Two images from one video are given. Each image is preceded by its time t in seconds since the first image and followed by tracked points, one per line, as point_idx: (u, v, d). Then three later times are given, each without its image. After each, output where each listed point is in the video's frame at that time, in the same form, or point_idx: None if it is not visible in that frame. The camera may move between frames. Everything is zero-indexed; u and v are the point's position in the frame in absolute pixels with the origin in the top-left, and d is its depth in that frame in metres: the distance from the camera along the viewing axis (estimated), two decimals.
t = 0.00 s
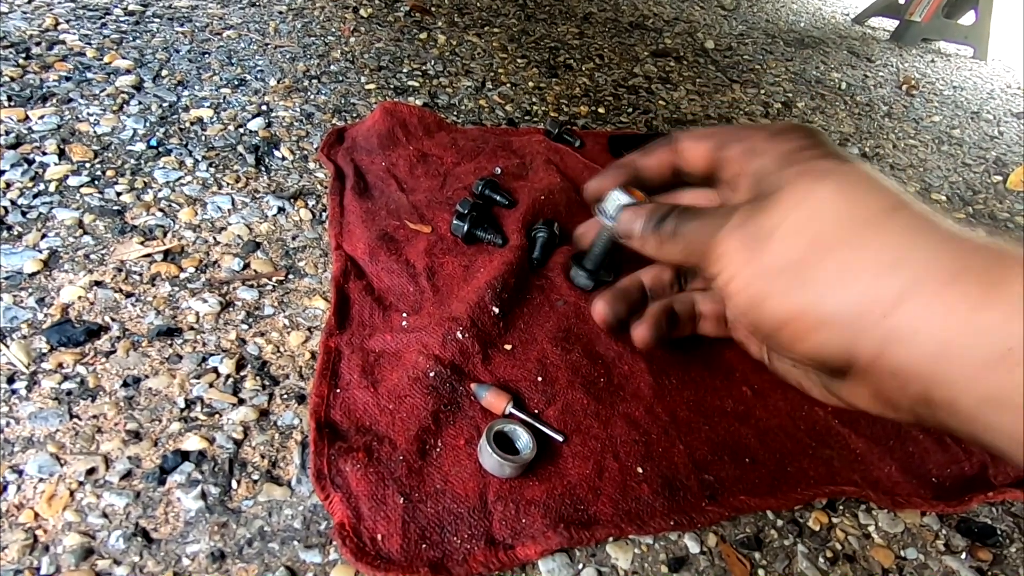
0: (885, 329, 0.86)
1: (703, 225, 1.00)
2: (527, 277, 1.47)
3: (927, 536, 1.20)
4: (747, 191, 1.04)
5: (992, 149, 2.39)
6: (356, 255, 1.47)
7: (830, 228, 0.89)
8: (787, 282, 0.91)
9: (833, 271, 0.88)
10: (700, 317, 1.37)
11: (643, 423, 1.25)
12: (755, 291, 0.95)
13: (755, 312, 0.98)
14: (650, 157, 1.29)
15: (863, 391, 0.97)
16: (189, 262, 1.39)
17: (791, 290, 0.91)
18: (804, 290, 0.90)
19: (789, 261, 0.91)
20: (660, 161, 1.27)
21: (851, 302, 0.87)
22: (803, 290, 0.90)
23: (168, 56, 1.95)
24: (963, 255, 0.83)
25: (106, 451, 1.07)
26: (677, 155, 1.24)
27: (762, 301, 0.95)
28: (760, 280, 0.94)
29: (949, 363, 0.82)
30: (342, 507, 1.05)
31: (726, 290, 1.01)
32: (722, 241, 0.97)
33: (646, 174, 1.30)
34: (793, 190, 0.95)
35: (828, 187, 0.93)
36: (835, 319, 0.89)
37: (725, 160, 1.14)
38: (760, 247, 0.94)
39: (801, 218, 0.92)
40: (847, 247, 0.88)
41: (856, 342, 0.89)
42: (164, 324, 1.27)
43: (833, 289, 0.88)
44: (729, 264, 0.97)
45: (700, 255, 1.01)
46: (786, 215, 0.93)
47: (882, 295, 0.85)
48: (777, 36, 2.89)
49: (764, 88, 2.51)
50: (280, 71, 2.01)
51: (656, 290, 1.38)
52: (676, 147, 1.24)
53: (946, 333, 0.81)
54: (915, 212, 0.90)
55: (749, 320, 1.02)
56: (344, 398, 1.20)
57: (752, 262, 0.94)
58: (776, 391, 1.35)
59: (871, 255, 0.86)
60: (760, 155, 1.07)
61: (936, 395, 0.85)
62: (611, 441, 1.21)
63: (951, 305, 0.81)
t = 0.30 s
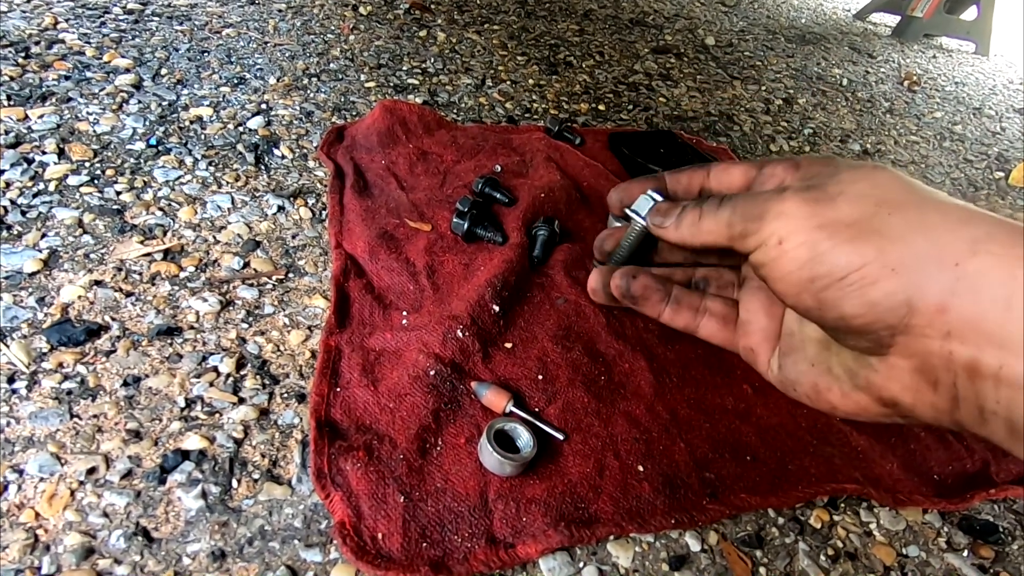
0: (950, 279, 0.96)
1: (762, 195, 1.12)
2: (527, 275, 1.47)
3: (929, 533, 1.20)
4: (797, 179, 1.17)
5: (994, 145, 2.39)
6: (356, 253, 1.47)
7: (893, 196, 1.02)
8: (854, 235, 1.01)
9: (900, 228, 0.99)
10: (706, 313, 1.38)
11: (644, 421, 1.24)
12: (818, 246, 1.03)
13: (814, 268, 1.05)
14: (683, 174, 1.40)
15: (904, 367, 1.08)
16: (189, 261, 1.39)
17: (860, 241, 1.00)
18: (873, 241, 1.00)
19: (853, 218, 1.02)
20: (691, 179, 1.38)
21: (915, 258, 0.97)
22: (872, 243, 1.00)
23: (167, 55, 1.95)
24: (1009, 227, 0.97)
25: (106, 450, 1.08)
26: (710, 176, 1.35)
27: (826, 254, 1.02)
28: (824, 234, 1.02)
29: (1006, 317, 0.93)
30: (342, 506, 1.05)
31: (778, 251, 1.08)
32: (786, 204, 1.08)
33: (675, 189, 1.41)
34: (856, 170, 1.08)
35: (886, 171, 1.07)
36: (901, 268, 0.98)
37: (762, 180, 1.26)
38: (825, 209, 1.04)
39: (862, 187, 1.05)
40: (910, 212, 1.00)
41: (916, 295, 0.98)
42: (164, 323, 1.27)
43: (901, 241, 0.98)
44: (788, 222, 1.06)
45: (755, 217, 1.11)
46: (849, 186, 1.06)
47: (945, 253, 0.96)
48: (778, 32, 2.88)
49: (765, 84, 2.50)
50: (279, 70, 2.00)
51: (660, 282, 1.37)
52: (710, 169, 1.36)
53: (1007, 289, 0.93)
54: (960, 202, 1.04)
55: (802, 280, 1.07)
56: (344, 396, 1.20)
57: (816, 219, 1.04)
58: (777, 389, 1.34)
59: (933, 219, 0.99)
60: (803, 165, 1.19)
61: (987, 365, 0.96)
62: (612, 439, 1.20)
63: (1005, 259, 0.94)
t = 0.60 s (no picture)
0: (972, 300, 0.97)
1: (782, 209, 1.11)
2: (528, 275, 1.47)
3: (930, 531, 1.20)
4: (802, 185, 1.19)
5: (995, 143, 2.38)
6: (358, 252, 1.47)
7: (913, 213, 1.02)
8: (875, 255, 1.01)
9: (920, 248, 0.99)
10: (713, 324, 1.38)
11: (645, 420, 1.25)
12: (839, 265, 1.02)
13: (834, 287, 1.04)
14: (686, 176, 1.39)
15: (927, 383, 1.09)
16: (190, 261, 1.39)
17: (881, 263, 1.00)
18: (895, 262, 0.99)
19: (874, 236, 1.02)
20: (695, 181, 1.39)
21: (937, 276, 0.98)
22: (893, 264, 1.00)
23: (168, 54, 1.95)
24: None
25: (109, 449, 1.08)
26: (714, 177, 1.36)
27: (847, 275, 1.02)
28: (844, 252, 1.02)
29: None
30: (344, 504, 1.05)
31: (798, 267, 1.07)
32: (803, 219, 1.07)
33: (680, 192, 1.40)
34: (872, 181, 1.08)
35: (903, 180, 1.07)
36: (923, 290, 0.98)
37: (765, 182, 1.27)
38: (843, 224, 1.04)
39: (881, 203, 1.04)
40: (930, 230, 1.00)
41: (939, 316, 0.99)
42: (166, 322, 1.27)
43: (922, 261, 0.99)
44: (808, 237, 1.06)
45: (775, 232, 1.10)
46: (868, 201, 1.05)
47: (967, 272, 0.97)
48: (778, 30, 2.88)
49: (766, 82, 2.50)
50: (280, 69, 2.00)
51: (667, 297, 1.37)
52: (713, 170, 1.36)
53: None
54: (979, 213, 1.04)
55: (821, 299, 1.06)
56: (345, 395, 1.20)
57: (836, 237, 1.03)
58: (779, 388, 1.35)
59: (953, 239, 0.99)
60: (808, 168, 1.21)
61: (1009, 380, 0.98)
62: (613, 438, 1.20)
63: None
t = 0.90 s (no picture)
0: (981, 312, 0.98)
1: (780, 213, 1.08)
2: (528, 275, 1.46)
3: (930, 531, 1.20)
4: (796, 186, 1.21)
5: (995, 142, 2.38)
6: (358, 252, 1.47)
7: (914, 219, 1.01)
8: (882, 266, 0.99)
9: (925, 257, 0.99)
10: (704, 332, 1.35)
11: (646, 420, 1.25)
12: (844, 275, 1.01)
13: (840, 298, 1.02)
14: (674, 166, 1.32)
15: (931, 394, 1.10)
16: (190, 261, 1.39)
17: (889, 274, 0.99)
18: (902, 272, 0.99)
19: (878, 245, 1.01)
20: (683, 172, 1.32)
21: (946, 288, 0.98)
22: (900, 275, 0.99)
23: (168, 54, 1.95)
24: None
25: (109, 449, 1.08)
26: (702, 169, 1.32)
27: (853, 285, 1.00)
28: (850, 262, 1.00)
29: None
30: (345, 504, 1.05)
31: (799, 276, 1.05)
32: (802, 225, 1.05)
33: (666, 183, 1.33)
34: (870, 185, 1.07)
35: (900, 183, 1.06)
36: (930, 301, 0.98)
37: (753, 182, 1.28)
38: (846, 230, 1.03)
39: (881, 208, 1.03)
40: (933, 238, 1.00)
41: (946, 326, 0.99)
42: (166, 322, 1.27)
43: (929, 273, 0.98)
44: (811, 243, 1.03)
45: (773, 238, 1.08)
46: (867, 205, 1.04)
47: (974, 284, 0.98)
48: (778, 30, 2.88)
49: (766, 82, 2.50)
50: (280, 69, 2.00)
51: (659, 308, 1.33)
52: (701, 160, 1.32)
53: None
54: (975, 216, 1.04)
55: (826, 311, 1.05)
56: (346, 395, 1.20)
57: (839, 245, 1.01)
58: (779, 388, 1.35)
59: (955, 247, 0.99)
60: (796, 169, 1.22)
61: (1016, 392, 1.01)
62: (614, 438, 1.20)
63: None
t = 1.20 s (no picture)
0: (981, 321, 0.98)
1: (775, 222, 1.08)
2: (528, 275, 1.46)
3: (930, 531, 1.20)
4: (790, 190, 1.20)
5: (995, 143, 2.39)
6: (358, 252, 1.47)
7: (908, 231, 1.01)
8: (876, 280, 0.99)
9: (918, 271, 0.99)
10: (706, 337, 1.35)
11: (646, 420, 1.25)
12: (840, 289, 1.01)
13: (838, 311, 1.03)
14: (674, 162, 1.34)
15: (931, 404, 1.10)
16: (190, 261, 1.39)
17: (882, 288, 0.99)
18: (895, 288, 0.99)
19: (871, 259, 1.00)
20: (683, 168, 1.34)
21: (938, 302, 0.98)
22: (894, 290, 0.99)
23: (168, 54, 1.95)
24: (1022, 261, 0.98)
25: (109, 449, 1.08)
26: (702, 163, 1.34)
27: (849, 297, 1.01)
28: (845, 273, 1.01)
29: None
30: (345, 504, 1.05)
31: (795, 290, 1.06)
32: (796, 238, 1.05)
33: (665, 179, 1.35)
34: (866, 194, 1.06)
35: (896, 192, 1.05)
36: (925, 316, 0.98)
37: (751, 184, 1.28)
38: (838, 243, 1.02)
39: (875, 219, 1.02)
40: (927, 251, 0.99)
41: (947, 328, 0.99)
42: (166, 322, 1.27)
43: (921, 288, 0.98)
44: (805, 257, 1.03)
45: (767, 249, 1.08)
46: (861, 217, 1.03)
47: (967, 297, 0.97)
48: (778, 31, 2.88)
49: (766, 83, 2.50)
50: (280, 69, 2.00)
51: (654, 314, 1.33)
52: (701, 155, 1.34)
53: None
54: (972, 224, 1.03)
55: (822, 325, 1.06)
56: (346, 396, 1.20)
57: (833, 259, 1.02)
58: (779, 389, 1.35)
59: (949, 261, 0.99)
60: (794, 170, 1.21)
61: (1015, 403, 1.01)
62: (613, 438, 1.20)
63: None
